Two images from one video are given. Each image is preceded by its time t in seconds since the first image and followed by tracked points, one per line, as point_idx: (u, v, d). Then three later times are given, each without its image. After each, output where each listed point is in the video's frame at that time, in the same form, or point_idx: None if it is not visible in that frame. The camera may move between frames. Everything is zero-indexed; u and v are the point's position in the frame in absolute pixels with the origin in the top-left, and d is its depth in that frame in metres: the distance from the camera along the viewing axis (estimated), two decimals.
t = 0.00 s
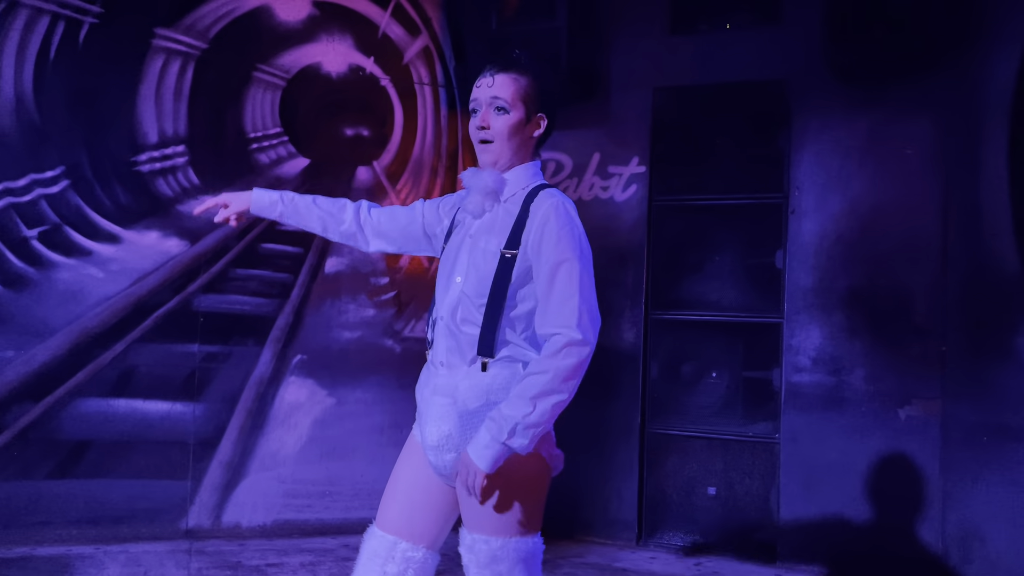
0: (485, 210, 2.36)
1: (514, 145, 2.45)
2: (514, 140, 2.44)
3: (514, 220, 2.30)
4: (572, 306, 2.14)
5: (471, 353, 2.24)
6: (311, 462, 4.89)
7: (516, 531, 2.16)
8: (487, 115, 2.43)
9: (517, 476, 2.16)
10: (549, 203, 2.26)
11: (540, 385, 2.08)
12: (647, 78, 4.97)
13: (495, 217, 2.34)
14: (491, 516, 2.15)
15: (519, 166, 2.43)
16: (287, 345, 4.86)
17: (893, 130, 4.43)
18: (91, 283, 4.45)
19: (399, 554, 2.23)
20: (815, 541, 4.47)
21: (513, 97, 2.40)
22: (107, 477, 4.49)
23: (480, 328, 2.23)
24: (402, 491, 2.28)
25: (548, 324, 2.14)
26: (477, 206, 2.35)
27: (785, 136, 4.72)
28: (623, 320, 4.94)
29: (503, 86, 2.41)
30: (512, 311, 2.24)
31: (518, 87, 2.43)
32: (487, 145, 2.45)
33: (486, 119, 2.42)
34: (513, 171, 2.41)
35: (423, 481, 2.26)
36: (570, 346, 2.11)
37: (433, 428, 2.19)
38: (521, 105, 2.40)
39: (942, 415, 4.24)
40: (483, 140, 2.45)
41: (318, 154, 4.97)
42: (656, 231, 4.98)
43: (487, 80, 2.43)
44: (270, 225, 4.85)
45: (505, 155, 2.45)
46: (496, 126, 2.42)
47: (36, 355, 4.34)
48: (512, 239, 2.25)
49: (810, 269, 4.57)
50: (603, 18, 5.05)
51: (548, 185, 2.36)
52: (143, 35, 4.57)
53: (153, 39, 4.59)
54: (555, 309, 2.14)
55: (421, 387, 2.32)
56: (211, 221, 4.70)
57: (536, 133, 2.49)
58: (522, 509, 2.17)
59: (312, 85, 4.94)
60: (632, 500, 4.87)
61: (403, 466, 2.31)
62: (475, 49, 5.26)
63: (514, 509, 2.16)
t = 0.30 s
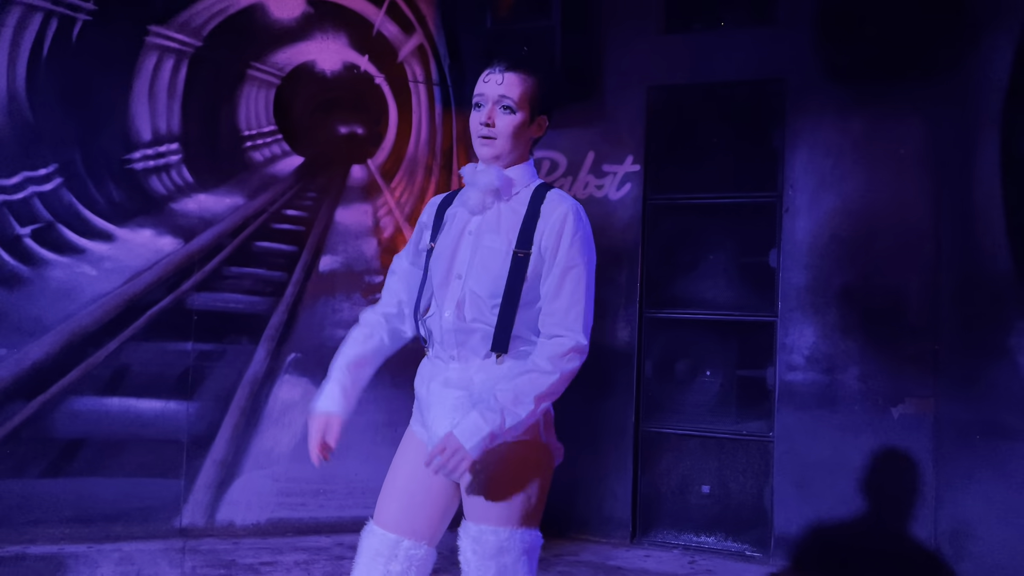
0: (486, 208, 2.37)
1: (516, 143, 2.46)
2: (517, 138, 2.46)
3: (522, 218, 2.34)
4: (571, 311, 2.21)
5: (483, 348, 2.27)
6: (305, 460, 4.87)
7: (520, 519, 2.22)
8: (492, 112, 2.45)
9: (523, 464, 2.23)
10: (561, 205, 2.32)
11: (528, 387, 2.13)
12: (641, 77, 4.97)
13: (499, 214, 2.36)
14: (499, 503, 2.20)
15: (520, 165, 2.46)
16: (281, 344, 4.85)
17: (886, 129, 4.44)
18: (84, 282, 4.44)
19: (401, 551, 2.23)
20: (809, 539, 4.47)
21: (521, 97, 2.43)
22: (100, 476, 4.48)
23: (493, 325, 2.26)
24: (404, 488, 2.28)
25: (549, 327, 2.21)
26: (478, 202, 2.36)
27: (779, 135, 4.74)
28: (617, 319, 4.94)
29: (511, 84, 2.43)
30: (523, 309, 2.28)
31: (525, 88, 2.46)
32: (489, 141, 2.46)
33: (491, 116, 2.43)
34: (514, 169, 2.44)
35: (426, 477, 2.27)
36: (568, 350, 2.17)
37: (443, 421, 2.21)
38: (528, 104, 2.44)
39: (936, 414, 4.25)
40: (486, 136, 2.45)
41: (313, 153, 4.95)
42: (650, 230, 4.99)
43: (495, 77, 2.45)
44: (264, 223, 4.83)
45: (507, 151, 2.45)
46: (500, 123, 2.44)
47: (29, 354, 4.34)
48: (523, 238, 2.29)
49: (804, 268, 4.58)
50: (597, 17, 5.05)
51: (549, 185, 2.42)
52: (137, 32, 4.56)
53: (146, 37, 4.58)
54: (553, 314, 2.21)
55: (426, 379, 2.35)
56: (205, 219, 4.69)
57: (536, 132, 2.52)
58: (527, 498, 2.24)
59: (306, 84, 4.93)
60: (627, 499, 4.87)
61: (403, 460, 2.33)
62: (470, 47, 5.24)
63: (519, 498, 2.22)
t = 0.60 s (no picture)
0: (486, 202, 2.36)
1: (508, 137, 2.43)
2: (508, 132, 2.43)
3: (524, 210, 2.35)
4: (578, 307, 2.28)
5: (494, 337, 2.29)
6: (303, 457, 4.88)
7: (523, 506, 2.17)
8: (481, 108, 2.41)
9: (530, 451, 2.23)
10: (564, 203, 2.37)
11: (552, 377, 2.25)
12: (639, 74, 4.97)
13: (501, 207, 2.36)
14: (502, 490, 2.17)
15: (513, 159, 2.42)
16: (278, 340, 4.85)
17: (883, 125, 4.45)
18: (81, 277, 4.43)
19: (397, 544, 2.20)
20: (805, 535, 4.48)
21: (507, 91, 2.41)
22: (97, 472, 4.47)
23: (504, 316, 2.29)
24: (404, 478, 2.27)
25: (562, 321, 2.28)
26: (479, 196, 2.34)
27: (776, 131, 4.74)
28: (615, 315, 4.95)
29: (495, 80, 2.40)
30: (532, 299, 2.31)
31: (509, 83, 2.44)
32: (481, 135, 2.41)
33: (481, 112, 2.40)
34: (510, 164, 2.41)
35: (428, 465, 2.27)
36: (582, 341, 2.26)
37: (456, 409, 2.24)
38: (513, 97, 2.41)
39: (932, 410, 4.26)
40: (478, 130, 2.41)
41: (310, 148, 4.94)
42: (648, 227, 4.98)
43: (479, 75, 2.42)
44: (261, 219, 4.83)
45: (500, 144, 2.42)
46: (492, 118, 2.40)
47: (25, 350, 4.32)
48: (529, 230, 2.30)
49: (801, 264, 4.59)
50: (595, 13, 5.05)
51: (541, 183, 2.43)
52: (134, 28, 4.55)
53: (143, 32, 4.57)
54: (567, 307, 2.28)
55: (432, 368, 2.33)
56: (202, 215, 4.68)
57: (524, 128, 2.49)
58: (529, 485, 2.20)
59: (304, 79, 4.92)
60: (624, 495, 4.88)
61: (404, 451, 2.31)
62: (467, 43, 5.23)
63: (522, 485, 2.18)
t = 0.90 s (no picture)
0: (467, 204, 2.41)
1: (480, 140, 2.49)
2: (480, 135, 2.48)
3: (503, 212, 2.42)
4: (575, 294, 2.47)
5: (470, 330, 2.33)
6: (303, 451, 4.88)
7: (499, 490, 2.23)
8: (448, 118, 2.47)
9: (502, 438, 2.27)
10: (540, 206, 2.46)
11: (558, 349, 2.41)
12: (639, 68, 4.96)
13: (480, 211, 2.42)
14: (479, 476, 2.21)
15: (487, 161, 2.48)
16: (279, 334, 4.85)
17: (884, 120, 4.44)
18: (81, 272, 4.43)
19: (414, 524, 2.24)
20: (805, 529, 4.49)
21: (470, 95, 2.47)
22: (98, 466, 4.48)
23: (483, 314, 2.33)
24: (395, 469, 2.29)
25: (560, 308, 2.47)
26: (460, 198, 2.39)
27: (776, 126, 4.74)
28: (615, 310, 4.95)
29: (456, 89, 2.47)
30: (512, 297, 2.39)
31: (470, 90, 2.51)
32: (454, 140, 2.46)
33: (450, 119, 2.46)
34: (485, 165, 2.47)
35: (415, 456, 2.28)
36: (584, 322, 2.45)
37: (433, 400, 2.25)
38: (477, 99, 2.47)
39: (932, 405, 4.26)
40: (451, 140, 2.46)
41: (310, 143, 4.94)
42: (649, 221, 4.98)
43: (440, 90, 2.48)
44: (261, 214, 4.82)
45: (475, 147, 2.47)
46: (462, 123, 2.46)
47: (26, 344, 4.33)
48: (510, 233, 2.37)
49: (801, 259, 4.58)
50: (596, 7, 5.03)
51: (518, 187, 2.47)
52: (134, 22, 4.54)
53: (143, 26, 4.56)
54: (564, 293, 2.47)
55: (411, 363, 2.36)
56: (202, 210, 4.67)
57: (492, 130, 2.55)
58: (503, 471, 2.25)
59: (304, 73, 4.91)
60: (624, 489, 4.89)
61: (389, 445, 2.32)
62: (467, 37, 5.21)
63: (495, 470, 2.23)
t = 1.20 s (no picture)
0: (456, 200, 2.62)
1: (469, 144, 2.72)
2: (468, 139, 2.71)
3: (489, 204, 2.63)
4: (558, 260, 2.63)
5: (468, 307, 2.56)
6: (305, 445, 4.89)
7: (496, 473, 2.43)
8: (439, 125, 2.70)
9: (500, 422, 2.48)
10: (524, 193, 2.66)
11: (536, 304, 2.53)
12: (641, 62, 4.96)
13: (470, 204, 2.62)
14: (479, 460, 2.41)
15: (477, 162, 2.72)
16: (281, 328, 4.85)
17: (886, 115, 4.44)
18: (84, 266, 4.43)
19: (422, 499, 2.44)
20: (806, 523, 4.50)
21: (457, 103, 2.68)
22: (101, 460, 4.49)
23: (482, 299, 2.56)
24: (402, 449, 2.50)
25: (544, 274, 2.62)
26: (450, 196, 2.62)
27: (778, 121, 4.73)
28: (617, 304, 4.94)
29: (445, 97, 2.68)
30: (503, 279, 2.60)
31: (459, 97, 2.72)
32: (445, 146, 2.70)
33: (441, 126, 2.69)
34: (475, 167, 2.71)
35: (420, 437, 2.49)
36: (567, 287, 2.60)
37: (437, 385, 2.45)
38: (464, 107, 2.69)
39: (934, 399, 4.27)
40: (443, 145, 2.70)
41: (312, 137, 4.93)
42: (650, 216, 4.98)
43: (430, 100, 2.70)
44: (263, 208, 4.82)
45: (464, 151, 2.70)
46: (450, 130, 2.69)
47: (28, 338, 4.34)
48: (496, 224, 2.58)
49: (803, 254, 4.58)
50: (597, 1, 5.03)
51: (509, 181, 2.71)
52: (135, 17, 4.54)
53: (144, 21, 4.56)
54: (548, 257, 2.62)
55: (415, 352, 2.56)
56: (204, 204, 4.67)
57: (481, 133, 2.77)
58: (500, 455, 2.45)
59: (305, 67, 4.90)
60: (625, 483, 4.90)
61: (394, 427, 2.54)
62: (469, 31, 5.19)
63: (494, 455, 2.43)
